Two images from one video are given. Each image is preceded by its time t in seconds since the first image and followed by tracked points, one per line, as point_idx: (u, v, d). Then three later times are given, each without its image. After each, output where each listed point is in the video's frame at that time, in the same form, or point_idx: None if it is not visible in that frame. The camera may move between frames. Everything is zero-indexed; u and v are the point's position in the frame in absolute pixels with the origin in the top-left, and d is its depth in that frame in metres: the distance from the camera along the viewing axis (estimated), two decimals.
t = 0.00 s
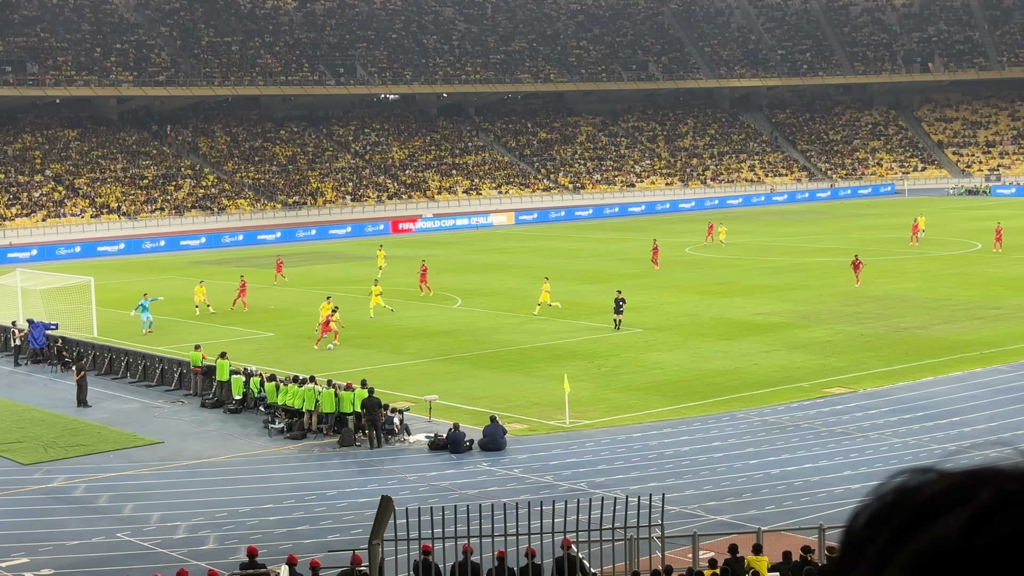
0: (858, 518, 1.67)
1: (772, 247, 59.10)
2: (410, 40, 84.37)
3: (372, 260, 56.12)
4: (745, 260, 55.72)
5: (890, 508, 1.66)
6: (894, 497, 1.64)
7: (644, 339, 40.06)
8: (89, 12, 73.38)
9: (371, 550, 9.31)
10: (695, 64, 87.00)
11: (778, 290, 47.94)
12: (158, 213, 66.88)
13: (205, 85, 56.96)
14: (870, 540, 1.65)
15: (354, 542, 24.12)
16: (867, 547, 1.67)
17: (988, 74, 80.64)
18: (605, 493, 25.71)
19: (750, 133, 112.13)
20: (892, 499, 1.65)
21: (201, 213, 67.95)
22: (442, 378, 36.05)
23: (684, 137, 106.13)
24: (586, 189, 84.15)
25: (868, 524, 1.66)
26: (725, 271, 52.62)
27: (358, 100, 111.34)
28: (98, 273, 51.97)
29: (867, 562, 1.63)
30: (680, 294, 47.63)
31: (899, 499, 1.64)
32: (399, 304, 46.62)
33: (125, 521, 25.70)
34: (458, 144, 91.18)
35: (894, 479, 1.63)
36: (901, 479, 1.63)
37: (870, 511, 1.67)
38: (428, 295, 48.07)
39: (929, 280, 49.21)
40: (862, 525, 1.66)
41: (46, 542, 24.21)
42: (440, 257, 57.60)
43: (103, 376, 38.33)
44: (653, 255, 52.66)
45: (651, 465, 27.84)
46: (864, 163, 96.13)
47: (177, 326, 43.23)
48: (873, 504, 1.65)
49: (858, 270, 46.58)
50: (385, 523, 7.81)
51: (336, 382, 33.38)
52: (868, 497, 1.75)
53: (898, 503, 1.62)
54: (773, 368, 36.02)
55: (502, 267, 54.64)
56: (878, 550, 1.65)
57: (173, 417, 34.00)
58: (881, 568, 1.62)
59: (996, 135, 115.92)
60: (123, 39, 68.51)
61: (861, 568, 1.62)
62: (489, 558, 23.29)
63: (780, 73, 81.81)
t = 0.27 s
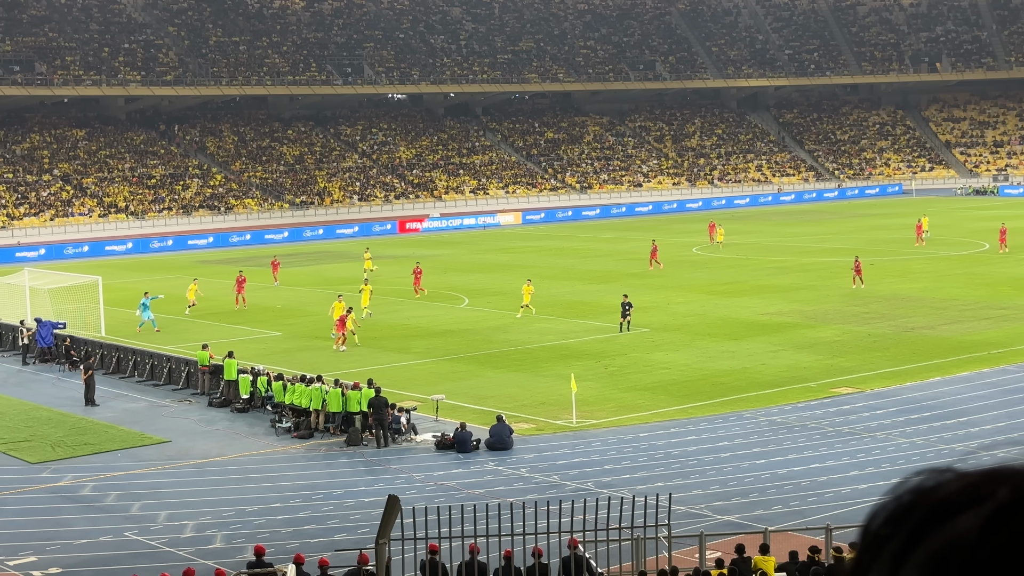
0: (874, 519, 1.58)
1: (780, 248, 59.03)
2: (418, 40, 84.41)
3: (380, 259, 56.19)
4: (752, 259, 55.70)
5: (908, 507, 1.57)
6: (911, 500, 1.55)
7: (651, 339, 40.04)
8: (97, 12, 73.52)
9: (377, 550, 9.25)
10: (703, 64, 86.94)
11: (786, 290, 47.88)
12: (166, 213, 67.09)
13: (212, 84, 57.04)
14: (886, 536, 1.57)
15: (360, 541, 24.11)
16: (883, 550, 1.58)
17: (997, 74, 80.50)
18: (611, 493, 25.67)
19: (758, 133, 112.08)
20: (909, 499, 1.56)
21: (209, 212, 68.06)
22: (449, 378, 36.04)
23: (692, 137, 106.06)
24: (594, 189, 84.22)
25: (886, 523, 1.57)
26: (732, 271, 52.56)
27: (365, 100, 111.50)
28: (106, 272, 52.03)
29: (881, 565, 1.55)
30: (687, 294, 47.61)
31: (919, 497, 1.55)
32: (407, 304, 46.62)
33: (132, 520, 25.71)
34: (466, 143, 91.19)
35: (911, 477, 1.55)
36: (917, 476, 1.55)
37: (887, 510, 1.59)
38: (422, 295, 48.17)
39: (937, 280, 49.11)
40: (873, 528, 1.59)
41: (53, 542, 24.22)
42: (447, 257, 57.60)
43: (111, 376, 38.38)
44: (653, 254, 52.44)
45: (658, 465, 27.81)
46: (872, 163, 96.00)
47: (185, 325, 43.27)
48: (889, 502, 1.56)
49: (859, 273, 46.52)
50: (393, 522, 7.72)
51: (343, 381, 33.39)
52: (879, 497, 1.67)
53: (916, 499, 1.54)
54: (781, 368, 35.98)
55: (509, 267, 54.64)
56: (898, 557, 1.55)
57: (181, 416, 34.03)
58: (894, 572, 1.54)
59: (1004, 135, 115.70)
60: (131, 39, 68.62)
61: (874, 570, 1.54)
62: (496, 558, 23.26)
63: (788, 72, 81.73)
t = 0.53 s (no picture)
0: (890, 518, 1.65)
1: (789, 248, 59.06)
2: (427, 40, 84.55)
3: (390, 259, 56.28)
4: (761, 260, 55.68)
5: (922, 507, 1.65)
6: (927, 497, 1.63)
7: (660, 340, 40.04)
8: (107, 13, 73.74)
9: (388, 550, 9.33)
10: (712, 65, 87.00)
11: (795, 290, 47.86)
12: (176, 213, 67.31)
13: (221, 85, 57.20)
14: (897, 530, 1.63)
15: (370, 541, 24.12)
16: (907, 552, 1.65)
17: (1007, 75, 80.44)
18: (620, 494, 25.74)
19: (767, 133, 112.04)
20: (927, 499, 1.64)
21: (218, 212, 68.24)
22: (459, 378, 36.06)
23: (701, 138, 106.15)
24: (603, 189, 84.26)
25: (902, 522, 1.65)
26: (742, 272, 52.54)
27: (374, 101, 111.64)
28: (115, 272, 52.14)
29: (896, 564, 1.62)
30: (697, 295, 47.61)
31: (932, 497, 1.64)
32: (416, 304, 46.67)
33: (142, 520, 25.75)
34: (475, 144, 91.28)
35: (930, 476, 1.61)
36: (936, 474, 1.61)
37: (906, 507, 1.66)
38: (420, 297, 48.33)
39: (947, 281, 49.04)
40: (891, 528, 1.66)
41: (64, 541, 24.28)
42: (455, 258, 57.62)
43: (121, 376, 38.45)
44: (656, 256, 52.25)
45: (667, 465, 27.85)
46: (882, 163, 95.91)
47: (194, 326, 43.35)
48: (905, 500, 1.63)
49: (863, 275, 46.31)
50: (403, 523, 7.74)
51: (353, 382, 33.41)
52: (899, 498, 1.74)
53: (933, 494, 1.61)
54: (790, 369, 35.97)
55: (518, 268, 54.68)
56: (913, 560, 1.63)
57: (191, 416, 34.10)
58: (907, 570, 1.61)
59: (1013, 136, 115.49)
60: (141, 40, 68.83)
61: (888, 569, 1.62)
62: (507, 559, 23.28)
63: (797, 73, 81.67)
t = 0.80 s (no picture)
0: (906, 512, 1.61)
1: (800, 249, 58.99)
2: (437, 42, 84.65)
3: (401, 260, 56.35)
4: (773, 261, 55.62)
5: (942, 501, 1.61)
6: (949, 492, 1.59)
7: (671, 340, 40.02)
8: (119, 14, 74.00)
9: (395, 552, 9.31)
10: (723, 66, 87.01)
11: (806, 291, 47.82)
12: (187, 214, 67.55)
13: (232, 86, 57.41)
14: (916, 526, 1.59)
15: (381, 541, 24.14)
16: (932, 553, 1.60)
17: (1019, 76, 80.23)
18: (631, 494, 25.72)
19: (778, 135, 111.89)
20: (946, 492, 1.60)
21: (230, 214, 68.43)
22: (469, 379, 36.07)
23: (712, 139, 106.13)
24: (613, 190, 84.31)
25: (922, 515, 1.61)
26: (752, 272, 52.50)
27: (385, 102, 111.85)
28: (127, 273, 52.30)
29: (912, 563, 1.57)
30: (708, 295, 47.58)
31: (952, 493, 1.59)
32: (426, 305, 46.72)
33: (154, 520, 25.79)
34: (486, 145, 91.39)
35: (949, 470, 1.58)
36: (956, 471, 1.58)
37: (928, 501, 1.62)
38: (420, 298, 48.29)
39: (959, 281, 48.95)
40: (910, 522, 1.61)
41: (76, 541, 24.31)
42: (466, 258, 57.66)
43: (132, 376, 38.55)
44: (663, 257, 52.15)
45: (678, 466, 27.83)
46: (893, 164, 95.75)
47: (206, 326, 43.45)
48: (927, 492, 1.59)
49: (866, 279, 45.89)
50: (412, 524, 7.70)
51: (364, 383, 33.44)
52: (915, 495, 1.70)
53: (957, 489, 1.57)
54: (801, 370, 35.94)
55: (529, 269, 54.70)
56: (932, 556, 1.58)
57: (202, 416, 34.17)
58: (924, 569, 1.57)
59: None
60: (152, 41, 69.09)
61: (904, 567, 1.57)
62: (517, 559, 23.28)
63: (808, 74, 81.64)
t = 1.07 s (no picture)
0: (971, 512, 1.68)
1: (812, 249, 58.92)
2: (449, 43, 84.74)
3: (413, 261, 56.43)
4: (784, 262, 55.58)
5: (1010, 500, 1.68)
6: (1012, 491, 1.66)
7: (682, 341, 39.98)
8: (131, 16, 74.23)
9: (409, 553, 9.47)
10: (734, 66, 86.96)
11: (818, 292, 47.74)
12: (199, 215, 67.83)
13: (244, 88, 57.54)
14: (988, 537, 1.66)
15: (392, 542, 24.10)
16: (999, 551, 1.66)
17: None
18: (643, 496, 25.69)
19: (789, 136, 111.80)
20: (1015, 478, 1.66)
21: (242, 215, 68.57)
22: (480, 380, 36.06)
23: (722, 139, 106.11)
24: (624, 191, 84.38)
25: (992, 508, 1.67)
26: (764, 273, 52.44)
27: (396, 103, 112.04)
28: (139, 274, 52.41)
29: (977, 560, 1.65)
30: (719, 296, 47.55)
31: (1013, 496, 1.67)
32: (438, 306, 46.74)
33: (166, 521, 25.80)
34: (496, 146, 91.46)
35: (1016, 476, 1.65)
36: None
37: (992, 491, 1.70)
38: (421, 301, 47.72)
39: (972, 282, 48.85)
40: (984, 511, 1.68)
41: (88, 542, 24.34)
42: (477, 259, 57.68)
43: (144, 377, 38.63)
44: (669, 257, 51.99)
45: (690, 468, 27.79)
46: (905, 165, 95.57)
47: (217, 328, 43.53)
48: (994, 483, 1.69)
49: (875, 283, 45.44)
50: (424, 526, 7.91)
51: (374, 384, 33.46)
52: (986, 490, 1.77)
53: None
54: (813, 371, 35.88)
55: (540, 269, 54.71)
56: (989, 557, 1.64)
57: (213, 417, 34.21)
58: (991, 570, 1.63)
59: None
60: (164, 43, 69.27)
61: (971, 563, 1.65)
62: (528, 560, 23.27)
63: (819, 74, 81.56)
